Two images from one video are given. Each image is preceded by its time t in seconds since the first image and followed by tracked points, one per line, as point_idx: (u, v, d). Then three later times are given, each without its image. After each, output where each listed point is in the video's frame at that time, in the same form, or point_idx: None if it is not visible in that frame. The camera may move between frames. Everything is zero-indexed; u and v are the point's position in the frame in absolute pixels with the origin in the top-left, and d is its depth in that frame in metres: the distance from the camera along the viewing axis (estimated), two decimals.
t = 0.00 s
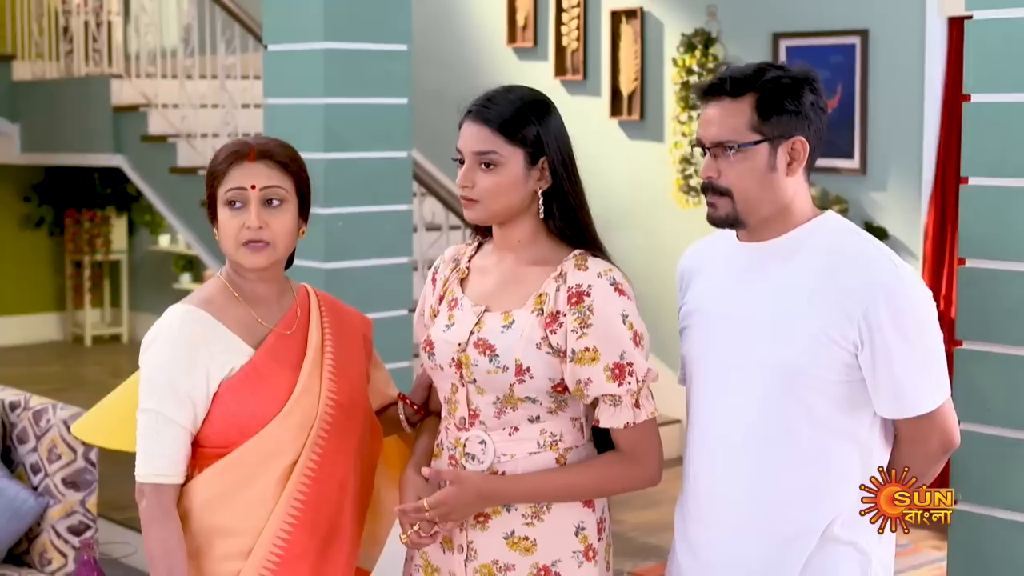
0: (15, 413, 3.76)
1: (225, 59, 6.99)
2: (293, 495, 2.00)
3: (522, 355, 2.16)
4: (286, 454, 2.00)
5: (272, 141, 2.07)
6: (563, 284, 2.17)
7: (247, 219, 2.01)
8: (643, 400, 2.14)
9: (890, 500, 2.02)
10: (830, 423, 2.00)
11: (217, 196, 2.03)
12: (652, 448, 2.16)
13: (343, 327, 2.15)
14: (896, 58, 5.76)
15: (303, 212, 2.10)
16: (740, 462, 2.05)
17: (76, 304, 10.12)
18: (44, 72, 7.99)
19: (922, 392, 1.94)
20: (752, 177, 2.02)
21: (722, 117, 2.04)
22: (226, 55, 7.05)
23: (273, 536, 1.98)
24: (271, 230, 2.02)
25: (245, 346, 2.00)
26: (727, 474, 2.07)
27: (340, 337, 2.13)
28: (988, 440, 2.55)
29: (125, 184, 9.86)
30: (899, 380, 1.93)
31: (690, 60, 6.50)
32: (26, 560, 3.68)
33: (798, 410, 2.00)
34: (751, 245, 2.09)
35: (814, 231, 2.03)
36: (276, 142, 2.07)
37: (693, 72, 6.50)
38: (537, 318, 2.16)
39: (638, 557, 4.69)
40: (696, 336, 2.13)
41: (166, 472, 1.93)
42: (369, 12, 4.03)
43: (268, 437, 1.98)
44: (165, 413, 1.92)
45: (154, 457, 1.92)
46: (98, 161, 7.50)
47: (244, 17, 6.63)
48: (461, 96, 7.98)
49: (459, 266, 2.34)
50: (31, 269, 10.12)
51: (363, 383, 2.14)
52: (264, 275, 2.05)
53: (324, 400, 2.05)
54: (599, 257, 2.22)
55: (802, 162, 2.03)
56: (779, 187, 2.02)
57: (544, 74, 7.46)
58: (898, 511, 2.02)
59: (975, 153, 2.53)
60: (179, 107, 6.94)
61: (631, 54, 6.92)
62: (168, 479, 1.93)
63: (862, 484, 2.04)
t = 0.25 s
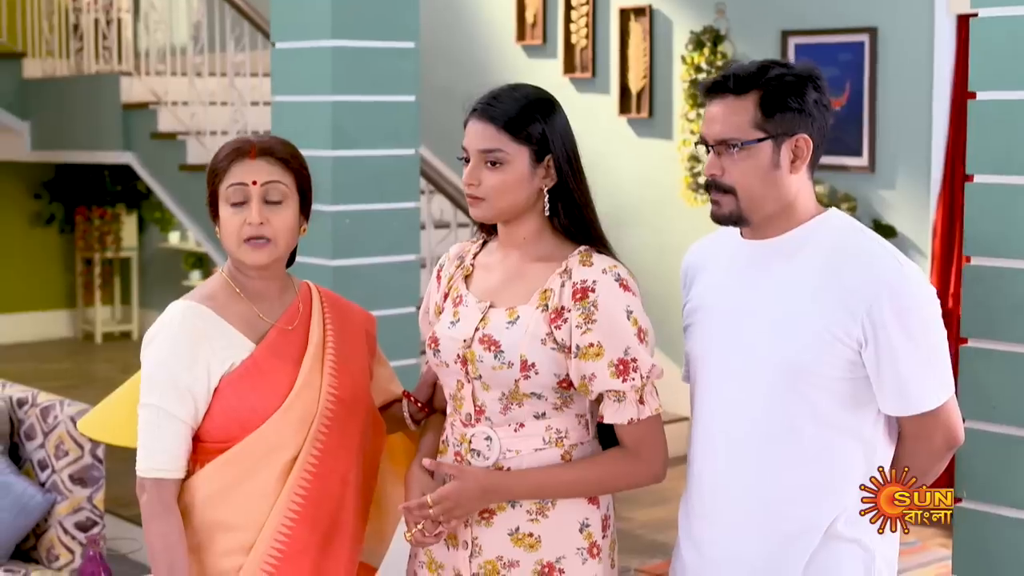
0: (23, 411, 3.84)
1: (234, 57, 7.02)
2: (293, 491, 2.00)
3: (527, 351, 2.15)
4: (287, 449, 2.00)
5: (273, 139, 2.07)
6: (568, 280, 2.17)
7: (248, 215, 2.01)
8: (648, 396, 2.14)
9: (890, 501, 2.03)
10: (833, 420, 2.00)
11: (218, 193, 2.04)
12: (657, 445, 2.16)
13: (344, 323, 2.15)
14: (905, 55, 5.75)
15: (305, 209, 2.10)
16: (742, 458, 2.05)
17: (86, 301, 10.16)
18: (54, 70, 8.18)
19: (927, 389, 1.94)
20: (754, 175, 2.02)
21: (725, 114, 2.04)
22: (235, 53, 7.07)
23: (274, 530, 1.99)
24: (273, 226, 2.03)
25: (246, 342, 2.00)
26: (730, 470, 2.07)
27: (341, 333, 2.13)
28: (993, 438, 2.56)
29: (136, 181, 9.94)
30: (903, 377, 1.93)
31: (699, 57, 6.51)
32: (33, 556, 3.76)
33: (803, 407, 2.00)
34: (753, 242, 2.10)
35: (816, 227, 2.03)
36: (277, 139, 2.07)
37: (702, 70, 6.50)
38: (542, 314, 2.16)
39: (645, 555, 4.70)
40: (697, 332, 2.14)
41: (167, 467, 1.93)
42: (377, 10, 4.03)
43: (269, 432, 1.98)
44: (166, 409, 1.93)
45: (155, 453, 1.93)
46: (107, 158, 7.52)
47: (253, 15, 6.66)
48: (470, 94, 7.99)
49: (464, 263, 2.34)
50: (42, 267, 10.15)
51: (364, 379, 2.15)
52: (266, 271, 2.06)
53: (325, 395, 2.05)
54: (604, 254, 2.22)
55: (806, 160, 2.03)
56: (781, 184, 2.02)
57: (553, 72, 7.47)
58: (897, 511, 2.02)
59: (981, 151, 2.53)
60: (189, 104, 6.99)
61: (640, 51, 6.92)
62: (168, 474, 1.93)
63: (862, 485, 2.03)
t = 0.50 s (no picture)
0: (31, 401, 3.90)
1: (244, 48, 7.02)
2: (296, 480, 2.01)
3: (533, 341, 2.15)
4: (289, 439, 2.01)
5: (275, 128, 2.08)
6: (574, 270, 2.17)
7: (250, 203, 2.02)
8: (654, 387, 2.13)
9: (890, 500, 2.02)
10: (836, 410, 2.00)
11: (220, 181, 2.05)
12: (664, 435, 2.16)
13: (347, 313, 2.15)
14: (914, 46, 5.75)
15: (307, 197, 2.11)
16: (744, 448, 2.06)
17: (96, 292, 10.17)
18: (63, 61, 8.19)
19: (933, 380, 1.94)
20: (758, 166, 2.01)
21: (731, 105, 2.04)
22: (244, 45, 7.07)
23: (276, 520, 1.99)
24: (275, 214, 2.04)
25: (248, 333, 2.01)
26: (733, 460, 2.07)
27: (344, 323, 2.13)
28: (998, 430, 2.56)
29: (145, 172, 9.95)
30: (909, 368, 1.93)
31: (708, 48, 6.52)
32: (41, 546, 3.82)
33: (807, 397, 2.00)
34: (758, 233, 2.09)
35: (818, 219, 2.03)
36: (279, 129, 2.08)
37: (711, 61, 6.51)
38: (548, 304, 2.16)
39: (652, 545, 4.71)
40: (700, 322, 2.14)
41: (168, 457, 1.94)
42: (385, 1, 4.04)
43: (271, 422, 1.99)
44: (168, 398, 1.94)
45: (158, 444, 1.94)
46: (117, 149, 7.55)
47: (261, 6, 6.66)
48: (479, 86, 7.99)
49: (469, 254, 2.35)
50: (52, 258, 10.17)
51: (367, 370, 2.15)
52: (269, 261, 2.06)
53: (327, 385, 2.06)
54: (610, 244, 2.22)
55: (811, 150, 2.03)
56: (786, 175, 2.02)
57: (562, 63, 7.47)
58: (897, 511, 2.01)
59: (988, 142, 2.53)
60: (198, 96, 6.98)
61: (648, 43, 6.92)
62: (170, 464, 1.94)
63: (862, 484, 2.03)
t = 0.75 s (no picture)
0: (41, 396, 3.95)
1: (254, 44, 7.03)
2: (300, 475, 2.01)
3: (541, 336, 2.15)
4: (294, 435, 2.01)
5: (282, 124, 2.09)
6: (581, 265, 2.17)
7: (257, 198, 2.03)
8: (660, 381, 2.13)
9: (890, 501, 2.02)
10: (841, 406, 2.00)
11: (227, 176, 2.06)
12: (669, 430, 2.16)
13: (353, 309, 2.16)
14: (924, 41, 5.74)
15: (314, 192, 2.11)
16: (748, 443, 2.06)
17: (107, 288, 10.21)
18: (74, 58, 8.21)
19: (941, 376, 1.94)
20: (765, 161, 2.01)
21: (740, 100, 2.03)
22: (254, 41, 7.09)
23: (281, 515, 2.00)
24: (282, 209, 2.04)
25: (254, 328, 2.01)
26: (738, 455, 2.08)
27: (350, 319, 2.14)
28: (1006, 426, 2.56)
29: (156, 168, 9.97)
30: (917, 365, 1.93)
31: (718, 44, 6.49)
32: (51, 540, 3.86)
33: (814, 393, 2.00)
34: (763, 228, 2.09)
35: (824, 214, 2.03)
36: (286, 125, 2.09)
37: (721, 57, 6.48)
38: (555, 299, 2.16)
39: (661, 541, 4.72)
40: (706, 317, 2.14)
41: (173, 452, 1.95)
42: None
43: (276, 417, 1.99)
44: (174, 393, 1.94)
45: (164, 439, 1.94)
46: (128, 145, 7.58)
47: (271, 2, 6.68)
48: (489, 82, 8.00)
49: (475, 249, 2.35)
50: (63, 254, 10.19)
51: (373, 365, 2.15)
52: (275, 257, 2.07)
53: (332, 380, 2.06)
54: (617, 239, 2.22)
55: (819, 146, 2.03)
56: (794, 170, 2.02)
57: (571, 59, 7.47)
58: (897, 511, 2.01)
59: (995, 138, 2.54)
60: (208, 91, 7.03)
61: (658, 39, 6.93)
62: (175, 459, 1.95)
63: (861, 485, 2.03)
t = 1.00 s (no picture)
0: (47, 395, 3.97)
1: (260, 44, 7.05)
2: (305, 474, 2.02)
3: (545, 334, 2.16)
4: (299, 433, 2.02)
5: (288, 123, 2.10)
6: (585, 264, 2.18)
7: (262, 196, 2.03)
8: (664, 379, 2.14)
9: (890, 501, 2.02)
10: (843, 404, 2.00)
11: (234, 175, 2.07)
12: (674, 428, 2.17)
13: (359, 307, 2.16)
14: (929, 41, 5.75)
15: (320, 191, 2.12)
16: (751, 442, 2.06)
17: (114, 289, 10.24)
18: (82, 58, 8.23)
19: (943, 375, 1.94)
20: (768, 160, 2.02)
21: (743, 99, 2.04)
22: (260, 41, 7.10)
23: (286, 512, 2.01)
24: (287, 208, 2.05)
25: (259, 327, 2.02)
26: (741, 453, 2.08)
27: (356, 316, 2.14)
28: (1010, 426, 2.56)
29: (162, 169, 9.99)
30: (919, 364, 1.93)
31: (724, 44, 6.51)
32: (57, 539, 3.88)
33: (816, 391, 2.00)
34: (767, 227, 2.10)
35: (828, 213, 2.03)
36: (292, 124, 2.10)
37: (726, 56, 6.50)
38: (560, 297, 2.17)
39: (666, 541, 4.72)
40: (710, 315, 2.14)
41: (177, 449, 1.96)
42: None
43: (281, 416, 2.00)
44: (178, 391, 1.95)
45: (169, 436, 1.96)
46: (135, 146, 7.60)
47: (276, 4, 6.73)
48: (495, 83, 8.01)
49: (481, 249, 2.35)
50: (69, 254, 10.21)
51: (379, 363, 2.16)
52: (281, 255, 2.07)
53: (337, 379, 2.06)
54: (622, 238, 2.22)
55: (822, 145, 2.03)
56: (796, 169, 2.02)
57: (577, 60, 7.47)
58: (897, 511, 2.02)
59: (999, 138, 2.54)
60: (215, 92, 7.10)
61: (664, 39, 6.93)
62: (179, 456, 1.96)
63: (862, 485, 2.03)
